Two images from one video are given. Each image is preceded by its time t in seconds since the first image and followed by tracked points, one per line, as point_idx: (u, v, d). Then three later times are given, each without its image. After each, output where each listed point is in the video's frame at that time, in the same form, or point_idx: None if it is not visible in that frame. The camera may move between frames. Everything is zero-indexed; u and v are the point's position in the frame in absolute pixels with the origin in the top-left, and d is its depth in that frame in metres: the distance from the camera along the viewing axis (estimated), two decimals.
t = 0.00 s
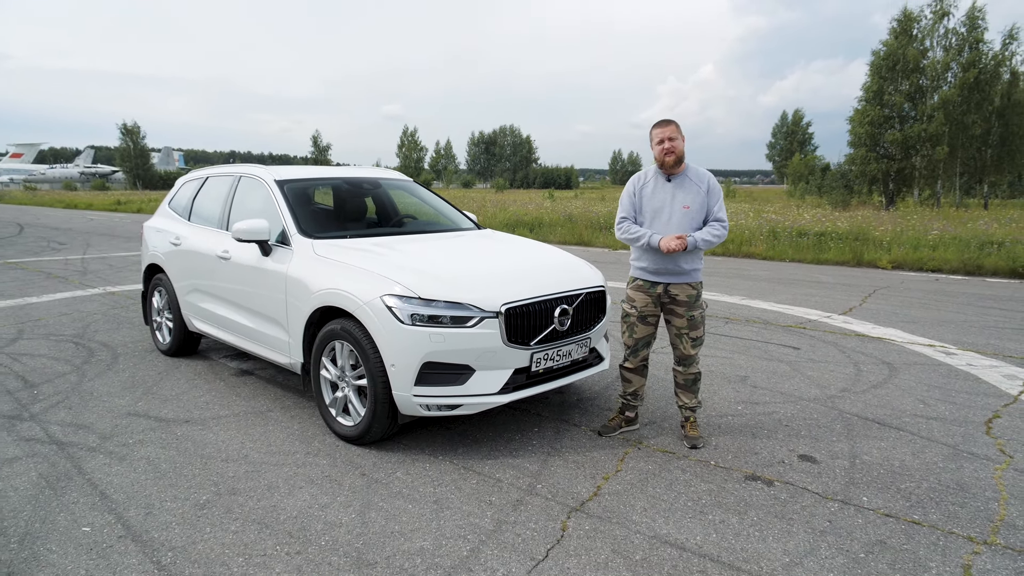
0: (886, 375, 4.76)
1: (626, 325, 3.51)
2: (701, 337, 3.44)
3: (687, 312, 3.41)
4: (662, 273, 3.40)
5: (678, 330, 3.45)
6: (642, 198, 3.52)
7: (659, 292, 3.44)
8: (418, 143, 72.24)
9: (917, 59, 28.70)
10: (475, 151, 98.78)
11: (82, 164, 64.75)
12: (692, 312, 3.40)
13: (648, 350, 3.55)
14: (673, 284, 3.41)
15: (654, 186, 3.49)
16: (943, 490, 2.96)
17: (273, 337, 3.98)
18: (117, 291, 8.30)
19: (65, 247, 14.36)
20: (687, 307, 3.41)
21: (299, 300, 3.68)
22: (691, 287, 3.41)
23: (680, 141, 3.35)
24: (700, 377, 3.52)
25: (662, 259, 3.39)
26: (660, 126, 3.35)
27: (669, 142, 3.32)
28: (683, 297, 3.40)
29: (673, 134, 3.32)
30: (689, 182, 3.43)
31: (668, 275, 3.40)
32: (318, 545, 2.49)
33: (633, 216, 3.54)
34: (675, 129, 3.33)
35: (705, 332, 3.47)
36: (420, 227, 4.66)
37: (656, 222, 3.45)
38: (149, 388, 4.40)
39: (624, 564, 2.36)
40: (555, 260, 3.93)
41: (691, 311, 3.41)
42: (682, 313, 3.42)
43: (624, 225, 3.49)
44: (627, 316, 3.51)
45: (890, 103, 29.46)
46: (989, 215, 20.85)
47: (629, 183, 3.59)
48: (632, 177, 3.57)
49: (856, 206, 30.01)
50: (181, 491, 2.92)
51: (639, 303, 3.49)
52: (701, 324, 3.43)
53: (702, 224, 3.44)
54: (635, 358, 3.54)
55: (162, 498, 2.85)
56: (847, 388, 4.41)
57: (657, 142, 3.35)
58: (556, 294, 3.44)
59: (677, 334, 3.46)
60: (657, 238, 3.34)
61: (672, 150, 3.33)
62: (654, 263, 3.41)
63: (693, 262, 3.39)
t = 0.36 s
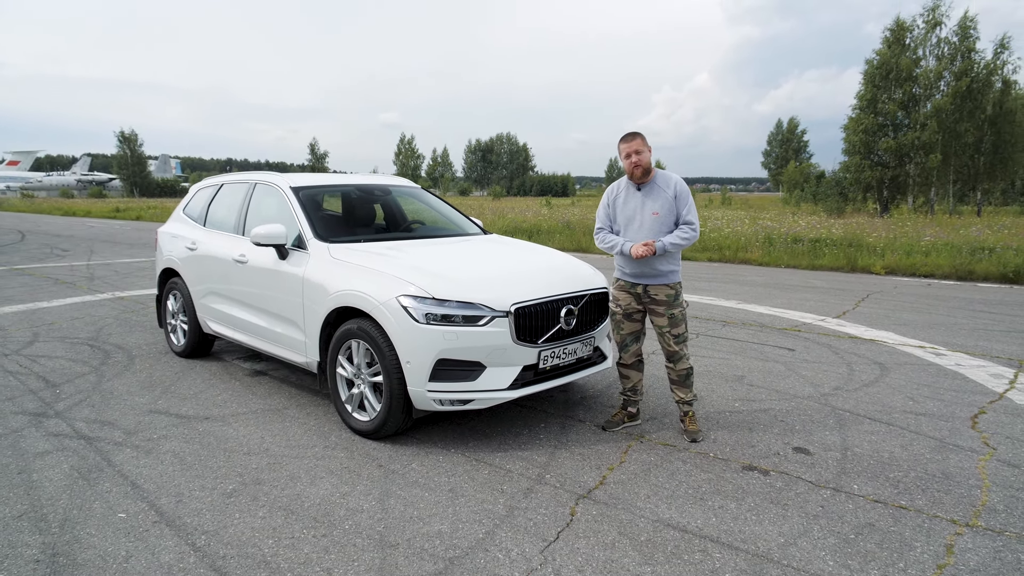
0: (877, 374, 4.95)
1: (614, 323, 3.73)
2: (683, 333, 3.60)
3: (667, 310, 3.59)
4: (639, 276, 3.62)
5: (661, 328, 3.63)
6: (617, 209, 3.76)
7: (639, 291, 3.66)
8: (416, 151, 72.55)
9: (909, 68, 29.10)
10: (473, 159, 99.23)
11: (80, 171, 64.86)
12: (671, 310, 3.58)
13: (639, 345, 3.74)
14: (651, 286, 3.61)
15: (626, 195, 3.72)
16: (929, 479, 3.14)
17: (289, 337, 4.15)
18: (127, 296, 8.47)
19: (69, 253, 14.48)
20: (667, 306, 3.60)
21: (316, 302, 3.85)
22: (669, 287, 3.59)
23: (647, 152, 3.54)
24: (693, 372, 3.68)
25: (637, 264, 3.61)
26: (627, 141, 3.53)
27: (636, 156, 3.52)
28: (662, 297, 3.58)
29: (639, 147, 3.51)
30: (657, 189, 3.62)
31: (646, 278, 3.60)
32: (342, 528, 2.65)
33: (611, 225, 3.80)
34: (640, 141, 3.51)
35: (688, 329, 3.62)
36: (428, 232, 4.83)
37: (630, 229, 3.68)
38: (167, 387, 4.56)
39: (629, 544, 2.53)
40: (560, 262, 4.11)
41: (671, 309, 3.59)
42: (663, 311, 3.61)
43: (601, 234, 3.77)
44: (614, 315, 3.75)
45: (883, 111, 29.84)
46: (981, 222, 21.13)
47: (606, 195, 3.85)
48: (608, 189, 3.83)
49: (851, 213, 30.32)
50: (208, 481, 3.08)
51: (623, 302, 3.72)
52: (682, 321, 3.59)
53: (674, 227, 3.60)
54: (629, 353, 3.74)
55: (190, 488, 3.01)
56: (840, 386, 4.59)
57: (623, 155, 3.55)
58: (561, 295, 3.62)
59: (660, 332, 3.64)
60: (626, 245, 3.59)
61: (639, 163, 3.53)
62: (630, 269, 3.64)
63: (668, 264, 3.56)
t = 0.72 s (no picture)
0: (869, 378, 5.11)
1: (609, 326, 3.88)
2: (674, 333, 3.76)
3: (657, 312, 3.75)
4: (629, 281, 3.77)
5: (653, 329, 3.78)
6: (605, 219, 3.95)
7: (630, 295, 3.80)
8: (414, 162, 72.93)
9: (903, 80, 29.51)
10: (471, 170, 99.74)
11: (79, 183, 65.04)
12: (661, 311, 3.74)
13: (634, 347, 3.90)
14: (641, 290, 3.75)
15: (613, 206, 3.90)
16: (916, 473, 3.30)
17: (302, 341, 4.30)
18: (134, 305, 8.61)
19: (74, 264, 14.64)
20: (657, 308, 3.75)
21: (329, 307, 4.01)
22: (658, 290, 3.74)
23: (629, 164, 3.70)
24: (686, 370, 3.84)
25: (626, 270, 3.76)
26: (609, 155, 3.72)
27: (617, 170, 3.69)
28: (653, 299, 3.74)
29: (621, 159, 3.69)
30: (641, 199, 3.80)
31: (635, 283, 3.75)
32: (360, 519, 2.80)
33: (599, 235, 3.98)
34: (621, 154, 3.69)
35: (679, 328, 3.78)
36: (435, 241, 5.01)
37: (618, 238, 3.85)
38: (182, 391, 4.70)
39: (632, 532, 2.68)
40: (562, 269, 4.28)
41: (661, 310, 3.75)
42: (654, 313, 3.76)
43: (590, 244, 3.94)
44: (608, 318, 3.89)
45: (877, 122, 30.21)
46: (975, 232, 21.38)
47: (594, 207, 4.04)
48: (596, 201, 4.02)
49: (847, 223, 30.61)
50: (229, 477, 3.23)
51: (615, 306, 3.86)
52: (672, 321, 3.76)
53: (659, 233, 3.78)
54: (625, 355, 3.89)
55: (212, 483, 3.15)
56: (833, 389, 4.76)
57: (606, 167, 3.73)
58: (565, 299, 3.79)
59: (652, 333, 3.79)
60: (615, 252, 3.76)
61: (621, 176, 3.71)
62: (620, 275, 3.79)
63: (655, 268, 3.72)
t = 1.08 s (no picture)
0: (861, 378, 5.29)
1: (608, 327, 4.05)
2: (669, 333, 3.91)
3: (652, 312, 3.90)
4: (624, 285, 3.94)
5: (648, 329, 3.94)
6: (598, 227, 4.14)
7: (626, 297, 3.96)
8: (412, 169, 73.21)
9: (897, 89, 29.91)
10: (469, 178, 100.11)
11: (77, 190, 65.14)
12: (655, 311, 3.89)
13: (632, 346, 4.06)
14: (635, 292, 3.92)
15: (605, 214, 4.10)
16: (903, 466, 3.46)
17: (314, 343, 4.45)
18: (141, 310, 8.76)
19: (77, 270, 14.77)
20: (651, 308, 3.90)
21: (340, 310, 4.17)
22: (651, 291, 3.89)
23: (612, 177, 3.91)
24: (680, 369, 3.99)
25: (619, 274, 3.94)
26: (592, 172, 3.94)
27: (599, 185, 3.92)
28: (647, 300, 3.89)
29: (604, 170, 3.90)
30: (630, 205, 3.98)
31: (629, 286, 3.92)
32: (376, 508, 2.95)
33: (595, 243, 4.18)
34: (603, 168, 3.90)
35: (673, 328, 3.93)
36: (440, 247, 5.17)
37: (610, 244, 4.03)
38: (195, 391, 4.85)
39: (634, 520, 2.83)
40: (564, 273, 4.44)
41: (655, 311, 3.90)
42: (648, 314, 3.91)
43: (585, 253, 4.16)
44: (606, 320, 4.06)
45: (872, 130, 30.59)
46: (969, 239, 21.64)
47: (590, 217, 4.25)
48: (590, 212, 4.23)
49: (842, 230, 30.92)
50: (248, 471, 3.37)
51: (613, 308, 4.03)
52: (666, 321, 3.91)
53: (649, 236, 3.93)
54: (624, 354, 4.06)
55: (232, 476, 3.30)
56: (826, 389, 4.93)
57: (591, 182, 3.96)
58: (567, 301, 3.95)
59: (647, 332, 3.95)
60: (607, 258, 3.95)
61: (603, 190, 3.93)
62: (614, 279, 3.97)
63: (647, 271, 3.87)
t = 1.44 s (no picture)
0: (853, 377, 5.45)
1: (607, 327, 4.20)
2: (664, 332, 4.03)
3: (647, 311, 4.03)
4: (621, 286, 4.08)
5: (644, 328, 4.07)
6: (595, 232, 4.31)
7: (623, 297, 4.11)
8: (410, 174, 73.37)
9: (892, 94, 30.19)
10: (466, 182, 100.36)
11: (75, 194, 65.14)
12: (651, 310, 4.02)
13: (632, 345, 4.21)
14: (631, 292, 4.06)
15: (600, 219, 4.27)
16: (893, 458, 3.61)
17: (324, 342, 4.59)
18: (147, 313, 8.87)
19: (79, 274, 14.88)
20: (647, 307, 4.04)
21: (350, 310, 4.31)
22: (647, 291, 4.03)
23: (608, 179, 4.07)
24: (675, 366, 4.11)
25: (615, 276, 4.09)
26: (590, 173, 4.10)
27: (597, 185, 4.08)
28: (643, 300, 4.03)
29: (600, 173, 4.06)
30: (623, 209, 4.14)
31: (625, 286, 4.06)
32: (390, 497, 3.09)
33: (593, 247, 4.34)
34: (603, 169, 4.06)
35: (669, 326, 4.05)
36: (445, 249, 5.32)
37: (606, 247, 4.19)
38: (207, 390, 4.98)
39: (636, 508, 2.98)
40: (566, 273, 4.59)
41: (651, 310, 4.03)
42: (644, 313, 4.04)
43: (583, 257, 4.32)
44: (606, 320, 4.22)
45: (867, 135, 30.86)
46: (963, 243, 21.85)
47: (587, 222, 4.42)
48: (588, 218, 4.40)
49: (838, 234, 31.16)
50: (264, 464, 3.51)
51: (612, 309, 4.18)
52: (661, 320, 4.03)
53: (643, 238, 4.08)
54: (624, 352, 4.21)
55: (250, 469, 3.43)
56: (820, 387, 5.08)
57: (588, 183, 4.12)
58: (569, 302, 4.10)
59: (644, 331, 4.08)
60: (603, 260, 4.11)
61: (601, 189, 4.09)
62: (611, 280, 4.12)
63: (641, 271, 4.01)
